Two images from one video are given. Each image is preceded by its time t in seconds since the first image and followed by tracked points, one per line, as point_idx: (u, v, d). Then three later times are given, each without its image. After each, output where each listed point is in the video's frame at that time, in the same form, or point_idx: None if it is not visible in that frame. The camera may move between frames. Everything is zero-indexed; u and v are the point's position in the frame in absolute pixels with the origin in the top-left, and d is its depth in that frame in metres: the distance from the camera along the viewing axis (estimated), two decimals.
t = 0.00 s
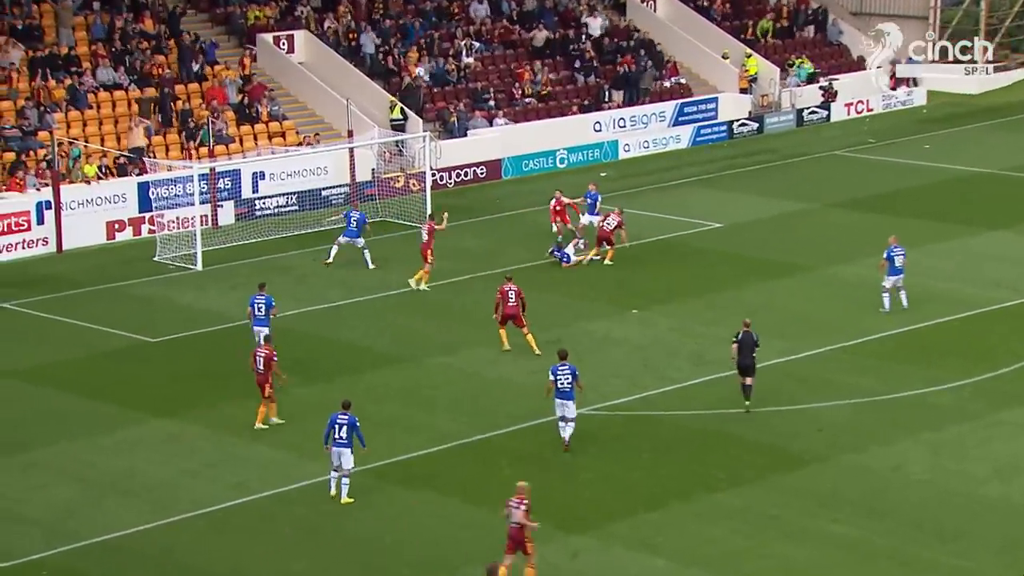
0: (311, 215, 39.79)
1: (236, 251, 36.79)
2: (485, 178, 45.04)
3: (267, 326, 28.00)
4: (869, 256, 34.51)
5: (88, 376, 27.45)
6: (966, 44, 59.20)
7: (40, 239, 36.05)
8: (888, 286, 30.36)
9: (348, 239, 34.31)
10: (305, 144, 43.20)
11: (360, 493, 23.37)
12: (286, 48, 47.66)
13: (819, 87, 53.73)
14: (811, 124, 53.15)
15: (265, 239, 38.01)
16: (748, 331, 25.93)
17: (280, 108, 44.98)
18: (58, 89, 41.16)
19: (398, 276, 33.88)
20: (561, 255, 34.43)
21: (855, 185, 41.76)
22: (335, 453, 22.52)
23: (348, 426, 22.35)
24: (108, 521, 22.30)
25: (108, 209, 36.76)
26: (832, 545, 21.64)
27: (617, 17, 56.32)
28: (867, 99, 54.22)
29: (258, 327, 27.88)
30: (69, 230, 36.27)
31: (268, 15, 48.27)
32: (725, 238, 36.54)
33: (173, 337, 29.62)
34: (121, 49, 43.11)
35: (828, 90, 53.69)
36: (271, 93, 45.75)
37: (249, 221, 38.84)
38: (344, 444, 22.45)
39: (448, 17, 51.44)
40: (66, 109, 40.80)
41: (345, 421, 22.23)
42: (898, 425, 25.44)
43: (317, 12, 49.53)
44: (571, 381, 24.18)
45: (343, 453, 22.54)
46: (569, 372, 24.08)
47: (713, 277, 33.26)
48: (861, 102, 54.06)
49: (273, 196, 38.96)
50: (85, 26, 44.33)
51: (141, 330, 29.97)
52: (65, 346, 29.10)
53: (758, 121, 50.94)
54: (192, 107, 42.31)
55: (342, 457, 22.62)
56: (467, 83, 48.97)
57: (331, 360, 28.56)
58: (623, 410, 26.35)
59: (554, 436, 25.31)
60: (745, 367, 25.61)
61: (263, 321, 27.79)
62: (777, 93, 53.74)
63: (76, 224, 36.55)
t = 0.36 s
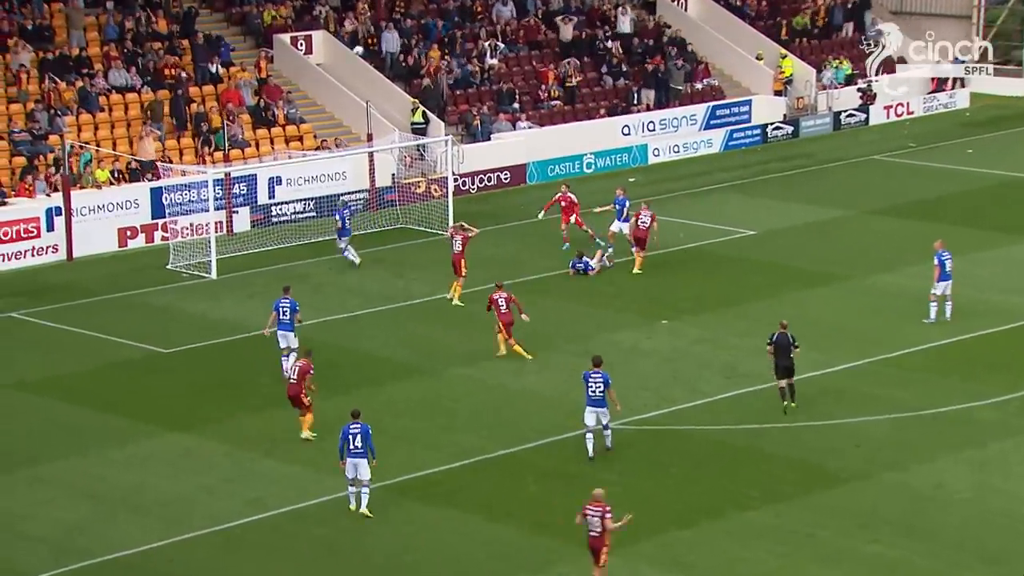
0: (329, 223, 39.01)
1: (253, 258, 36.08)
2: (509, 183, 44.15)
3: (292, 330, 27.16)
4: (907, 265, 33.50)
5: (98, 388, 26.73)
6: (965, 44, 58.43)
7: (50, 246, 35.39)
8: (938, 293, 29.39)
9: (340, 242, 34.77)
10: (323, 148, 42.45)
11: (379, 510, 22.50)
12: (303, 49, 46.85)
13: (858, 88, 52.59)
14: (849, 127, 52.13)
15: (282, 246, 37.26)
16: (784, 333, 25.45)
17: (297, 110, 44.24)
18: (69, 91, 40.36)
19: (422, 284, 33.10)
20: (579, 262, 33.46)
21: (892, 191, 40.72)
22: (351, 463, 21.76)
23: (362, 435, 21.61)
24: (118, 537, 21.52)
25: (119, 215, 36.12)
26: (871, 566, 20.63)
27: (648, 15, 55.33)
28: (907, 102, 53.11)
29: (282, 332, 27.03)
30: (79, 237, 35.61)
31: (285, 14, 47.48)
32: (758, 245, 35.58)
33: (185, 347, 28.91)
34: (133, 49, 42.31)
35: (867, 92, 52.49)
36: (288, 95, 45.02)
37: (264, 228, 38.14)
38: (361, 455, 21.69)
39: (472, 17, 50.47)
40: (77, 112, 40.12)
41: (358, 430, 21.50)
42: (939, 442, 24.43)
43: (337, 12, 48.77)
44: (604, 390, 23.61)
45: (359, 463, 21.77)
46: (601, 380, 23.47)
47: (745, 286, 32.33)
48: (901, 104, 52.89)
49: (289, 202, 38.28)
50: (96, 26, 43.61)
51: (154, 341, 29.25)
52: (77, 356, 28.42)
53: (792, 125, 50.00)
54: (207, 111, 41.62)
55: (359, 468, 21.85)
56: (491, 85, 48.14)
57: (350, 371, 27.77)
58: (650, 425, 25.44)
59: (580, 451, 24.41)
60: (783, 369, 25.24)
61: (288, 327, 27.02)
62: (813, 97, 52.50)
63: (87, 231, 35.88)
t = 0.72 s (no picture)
0: (339, 230, 38.31)
1: (263, 267, 35.38)
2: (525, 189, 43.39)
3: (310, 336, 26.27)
4: (936, 275, 32.63)
5: (102, 401, 26.06)
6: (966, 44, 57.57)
7: (52, 254, 34.72)
8: (973, 303, 28.56)
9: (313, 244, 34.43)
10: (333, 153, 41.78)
11: (391, 527, 21.70)
12: (314, 51, 46.19)
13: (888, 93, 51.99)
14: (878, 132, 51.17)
15: (291, 254, 36.57)
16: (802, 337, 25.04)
17: (306, 115, 43.56)
18: (70, 94, 39.66)
19: (437, 294, 32.36)
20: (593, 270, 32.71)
21: (919, 199, 39.83)
22: (358, 475, 21.16)
23: (368, 444, 21.02)
24: (120, 553, 20.76)
25: (123, 223, 35.47)
26: None
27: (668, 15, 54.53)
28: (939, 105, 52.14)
29: (300, 339, 26.15)
30: (82, 245, 34.98)
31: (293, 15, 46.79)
32: (782, 254, 34.73)
33: (191, 359, 28.21)
34: (138, 51, 41.64)
35: (897, 97, 52.03)
36: (297, 98, 44.36)
37: (272, 235, 37.52)
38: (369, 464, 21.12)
39: (487, 18, 49.57)
40: (80, 116, 39.47)
41: (364, 440, 20.90)
42: (971, 459, 23.54)
43: (348, 13, 48.11)
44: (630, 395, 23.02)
45: (367, 473, 21.21)
46: (629, 385, 22.90)
47: (769, 296, 31.49)
48: (932, 108, 51.89)
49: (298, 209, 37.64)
50: (100, 27, 42.89)
51: (160, 353, 28.56)
52: (82, 368, 27.75)
53: (819, 130, 49.11)
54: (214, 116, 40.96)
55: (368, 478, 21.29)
56: (507, 88, 47.43)
57: (362, 383, 27.03)
58: (672, 440, 24.61)
59: (598, 467, 23.59)
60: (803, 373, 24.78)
61: (305, 333, 26.08)
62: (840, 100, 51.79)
63: (90, 238, 35.24)
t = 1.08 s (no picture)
0: (348, 233, 37.74)
1: (272, 271, 34.78)
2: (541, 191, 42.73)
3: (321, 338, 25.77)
4: (962, 280, 31.87)
5: (105, 409, 25.48)
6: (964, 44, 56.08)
7: (53, 258, 34.20)
8: (1000, 309, 27.83)
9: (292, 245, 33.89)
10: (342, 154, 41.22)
11: (401, 539, 21.03)
12: (322, 49, 45.59)
13: (914, 92, 51.41)
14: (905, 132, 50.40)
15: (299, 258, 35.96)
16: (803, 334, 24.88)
17: (314, 114, 42.98)
18: (71, 94, 39.11)
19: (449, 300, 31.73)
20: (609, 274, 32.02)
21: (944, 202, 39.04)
22: (367, 480, 20.53)
23: (379, 450, 20.51)
24: (122, 566, 20.13)
25: (126, 226, 34.95)
26: None
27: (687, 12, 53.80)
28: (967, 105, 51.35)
29: (310, 340, 25.66)
30: (84, 249, 34.46)
31: (300, 12, 46.15)
32: (804, 258, 33.99)
33: (195, 367, 27.63)
34: (141, 50, 41.09)
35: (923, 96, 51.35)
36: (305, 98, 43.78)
37: (279, 239, 36.98)
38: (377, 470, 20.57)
39: (501, 16, 48.92)
40: (82, 116, 38.93)
41: (375, 444, 20.41)
42: (999, 471, 22.80)
43: (357, 10, 47.46)
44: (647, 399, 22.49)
45: (375, 479, 20.61)
46: (643, 388, 22.41)
47: (791, 302, 30.78)
48: (960, 108, 51.08)
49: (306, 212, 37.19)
50: (103, 25, 42.25)
51: (164, 359, 27.99)
52: (86, 375, 27.17)
53: (843, 130, 48.29)
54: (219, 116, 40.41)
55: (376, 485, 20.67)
56: (521, 88, 46.77)
57: (372, 391, 26.39)
58: (692, 451, 23.88)
59: (615, 479, 22.89)
60: (806, 370, 24.71)
61: (316, 333, 25.64)
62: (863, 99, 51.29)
63: (93, 241, 34.71)
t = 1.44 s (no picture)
0: (361, 233, 37.50)
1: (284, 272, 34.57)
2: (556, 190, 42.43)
3: (338, 331, 25.75)
4: (982, 281, 31.52)
5: (115, 411, 25.27)
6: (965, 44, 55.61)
7: (63, 258, 34.03)
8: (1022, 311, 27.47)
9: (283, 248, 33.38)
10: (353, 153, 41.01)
11: (415, 543, 20.77)
12: (335, 47, 45.35)
13: (936, 91, 50.66)
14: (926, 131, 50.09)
15: (312, 258, 35.75)
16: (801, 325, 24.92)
17: (326, 113, 42.78)
18: (81, 93, 38.94)
19: (463, 301, 31.48)
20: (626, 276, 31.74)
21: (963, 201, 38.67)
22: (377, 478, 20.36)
23: (390, 446, 20.24)
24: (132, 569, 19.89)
25: (135, 227, 34.75)
26: None
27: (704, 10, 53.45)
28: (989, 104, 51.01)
29: (328, 334, 25.60)
30: (93, 249, 34.27)
31: (312, 10, 45.93)
32: (822, 258, 33.65)
33: (206, 369, 27.40)
34: (151, 48, 40.90)
35: (944, 95, 50.57)
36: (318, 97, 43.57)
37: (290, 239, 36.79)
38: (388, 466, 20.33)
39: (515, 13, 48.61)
40: (92, 115, 38.77)
41: (385, 440, 20.14)
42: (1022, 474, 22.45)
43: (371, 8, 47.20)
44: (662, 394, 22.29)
45: (385, 476, 20.41)
46: (659, 383, 22.19)
47: (808, 303, 30.46)
48: (982, 107, 50.81)
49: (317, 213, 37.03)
50: (113, 23, 42.22)
51: (175, 361, 27.79)
52: (95, 377, 26.96)
53: (861, 129, 47.98)
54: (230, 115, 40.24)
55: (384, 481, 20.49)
56: (535, 87, 46.49)
57: (385, 393, 26.15)
58: (708, 454, 23.58)
59: (630, 483, 22.59)
60: (803, 361, 24.71)
61: (333, 328, 25.60)
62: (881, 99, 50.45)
63: (103, 241, 34.53)
